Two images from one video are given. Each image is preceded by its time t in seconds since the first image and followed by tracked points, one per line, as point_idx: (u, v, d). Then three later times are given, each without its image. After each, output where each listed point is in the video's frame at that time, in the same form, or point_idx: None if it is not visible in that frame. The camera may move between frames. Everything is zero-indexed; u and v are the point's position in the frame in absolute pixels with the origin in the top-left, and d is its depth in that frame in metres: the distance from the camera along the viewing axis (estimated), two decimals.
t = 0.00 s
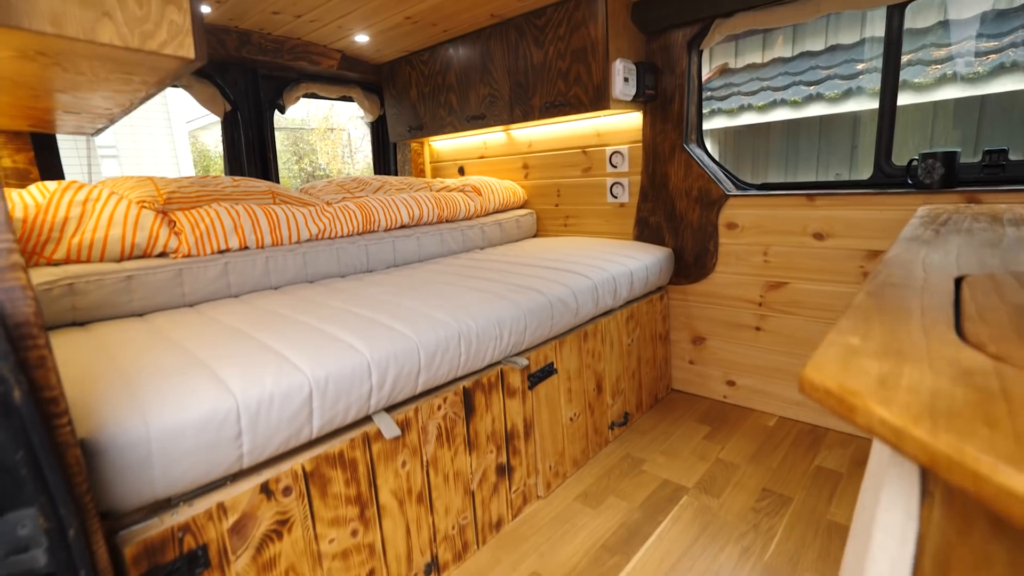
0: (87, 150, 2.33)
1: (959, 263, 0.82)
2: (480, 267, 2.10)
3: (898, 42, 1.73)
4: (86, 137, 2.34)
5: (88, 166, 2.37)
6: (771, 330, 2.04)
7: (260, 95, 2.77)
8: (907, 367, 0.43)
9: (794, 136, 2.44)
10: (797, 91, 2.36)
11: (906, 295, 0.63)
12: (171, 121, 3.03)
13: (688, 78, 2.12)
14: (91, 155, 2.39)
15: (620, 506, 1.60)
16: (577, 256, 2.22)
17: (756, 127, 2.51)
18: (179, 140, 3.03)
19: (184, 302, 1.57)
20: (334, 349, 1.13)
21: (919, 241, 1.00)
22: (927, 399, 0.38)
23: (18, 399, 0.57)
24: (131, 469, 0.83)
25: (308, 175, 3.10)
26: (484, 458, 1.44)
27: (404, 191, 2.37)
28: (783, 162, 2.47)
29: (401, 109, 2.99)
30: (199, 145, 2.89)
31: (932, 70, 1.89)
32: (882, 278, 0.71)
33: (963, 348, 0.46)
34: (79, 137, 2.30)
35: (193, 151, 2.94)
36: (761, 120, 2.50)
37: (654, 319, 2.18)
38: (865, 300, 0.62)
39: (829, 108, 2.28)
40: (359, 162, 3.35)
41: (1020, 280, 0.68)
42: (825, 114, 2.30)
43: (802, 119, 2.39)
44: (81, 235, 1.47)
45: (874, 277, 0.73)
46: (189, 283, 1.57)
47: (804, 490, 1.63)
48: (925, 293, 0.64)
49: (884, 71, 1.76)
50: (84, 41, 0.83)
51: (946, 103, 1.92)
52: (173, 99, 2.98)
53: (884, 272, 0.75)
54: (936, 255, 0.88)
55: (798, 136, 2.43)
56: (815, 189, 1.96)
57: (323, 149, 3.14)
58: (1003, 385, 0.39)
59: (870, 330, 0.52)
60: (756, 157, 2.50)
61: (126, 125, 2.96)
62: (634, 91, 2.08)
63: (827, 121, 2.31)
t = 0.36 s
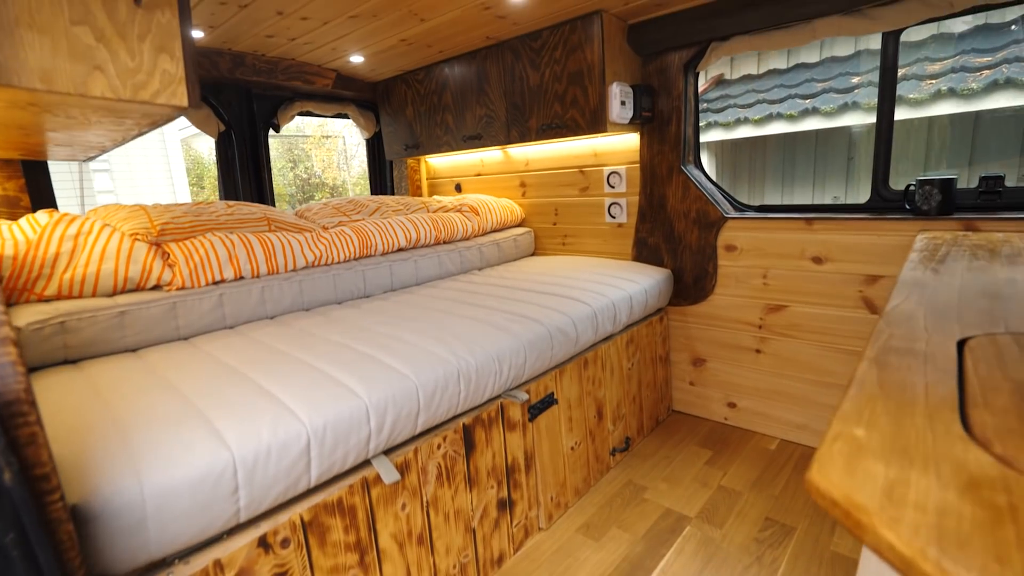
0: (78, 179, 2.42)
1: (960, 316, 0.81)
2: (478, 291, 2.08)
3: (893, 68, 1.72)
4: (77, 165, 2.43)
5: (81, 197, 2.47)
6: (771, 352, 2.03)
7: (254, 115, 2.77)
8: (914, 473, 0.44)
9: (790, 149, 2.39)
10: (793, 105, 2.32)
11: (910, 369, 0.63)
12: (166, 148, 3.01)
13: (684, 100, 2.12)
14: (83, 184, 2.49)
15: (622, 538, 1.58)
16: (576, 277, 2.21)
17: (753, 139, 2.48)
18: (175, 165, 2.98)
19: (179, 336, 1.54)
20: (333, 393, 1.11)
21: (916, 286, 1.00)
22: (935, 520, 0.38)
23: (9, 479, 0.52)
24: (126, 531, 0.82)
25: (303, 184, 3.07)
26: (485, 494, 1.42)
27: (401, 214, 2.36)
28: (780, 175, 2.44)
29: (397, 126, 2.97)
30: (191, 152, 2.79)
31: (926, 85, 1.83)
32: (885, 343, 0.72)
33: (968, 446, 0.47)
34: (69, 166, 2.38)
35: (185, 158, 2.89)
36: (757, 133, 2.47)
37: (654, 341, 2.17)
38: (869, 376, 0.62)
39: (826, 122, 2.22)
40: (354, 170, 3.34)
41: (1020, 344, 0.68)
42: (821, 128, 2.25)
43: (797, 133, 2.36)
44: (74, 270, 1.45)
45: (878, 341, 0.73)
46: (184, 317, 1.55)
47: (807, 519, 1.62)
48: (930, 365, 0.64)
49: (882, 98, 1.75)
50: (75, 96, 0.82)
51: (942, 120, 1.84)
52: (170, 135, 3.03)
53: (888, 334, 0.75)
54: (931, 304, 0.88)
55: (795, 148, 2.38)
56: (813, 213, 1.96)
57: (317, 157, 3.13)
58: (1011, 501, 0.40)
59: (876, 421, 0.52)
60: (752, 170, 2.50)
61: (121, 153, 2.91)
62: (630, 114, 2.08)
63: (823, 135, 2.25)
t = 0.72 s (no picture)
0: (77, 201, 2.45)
1: (953, 358, 0.81)
2: (478, 310, 2.08)
3: (889, 90, 1.73)
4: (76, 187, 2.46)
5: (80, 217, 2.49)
6: (773, 371, 2.03)
7: (253, 130, 2.78)
8: (900, 544, 0.44)
9: (791, 160, 2.32)
10: (793, 116, 2.26)
11: (903, 421, 0.63)
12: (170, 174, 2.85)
13: (683, 118, 2.13)
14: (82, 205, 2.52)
15: (624, 564, 1.57)
16: (577, 295, 2.21)
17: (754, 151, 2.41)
18: (176, 184, 2.82)
19: (178, 362, 1.54)
20: (333, 427, 1.11)
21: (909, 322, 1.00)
22: None
23: (15, 537, 0.47)
24: None
25: (302, 191, 3.06)
26: (486, 521, 1.41)
27: (401, 232, 2.36)
28: (780, 185, 2.36)
29: (397, 142, 2.98)
30: (190, 160, 2.72)
31: (925, 98, 1.78)
32: (877, 390, 0.72)
33: (952, 514, 0.47)
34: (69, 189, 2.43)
35: (184, 167, 2.78)
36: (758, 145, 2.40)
37: (655, 360, 2.17)
38: (860, 429, 0.62)
39: (826, 134, 2.17)
40: (354, 177, 3.32)
41: (1010, 392, 0.69)
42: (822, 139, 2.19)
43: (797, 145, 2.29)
44: (73, 298, 1.44)
45: (873, 388, 0.73)
46: (183, 343, 1.54)
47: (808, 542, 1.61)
48: (922, 416, 0.64)
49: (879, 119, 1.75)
50: (77, 141, 0.83)
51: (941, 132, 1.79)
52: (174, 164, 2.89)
53: (883, 379, 0.75)
54: (928, 345, 0.87)
55: (796, 160, 2.31)
56: (812, 232, 1.96)
57: (317, 163, 3.12)
58: None
59: (865, 482, 0.52)
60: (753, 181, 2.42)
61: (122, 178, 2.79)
62: (630, 134, 2.08)
63: (824, 146, 2.19)
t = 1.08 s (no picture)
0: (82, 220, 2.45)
1: (948, 391, 0.81)
2: (479, 326, 2.09)
3: (891, 106, 1.73)
4: (81, 206, 2.47)
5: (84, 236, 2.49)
6: (776, 387, 2.03)
7: (257, 144, 2.81)
8: None
9: (796, 171, 2.17)
10: (797, 126, 2.12)
11: (895, 461, 0.62)
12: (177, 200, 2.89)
13: (684, 134, 2.14)
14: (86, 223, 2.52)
15: None
16: (579, 309, 2.21)
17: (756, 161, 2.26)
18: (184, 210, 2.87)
19: (182, 382, 1.55)
20: (335, 451, 1.12)
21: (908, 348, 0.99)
22: None
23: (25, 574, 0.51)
24: None
25: (305, 198, 3.08)
26: (488, 542, 1.41)
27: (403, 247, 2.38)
28: (784, 197, 2.20)
29: (400, 155, 3.00)
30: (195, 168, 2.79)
31: (930, 109, 1.72)
32: (874, 426, 0.71)
33: (939, 562, 0.47)
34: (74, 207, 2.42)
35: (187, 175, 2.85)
36: (761, 155, 2.26)
37: (657, 375, 2.17)
38: (852, 469, 0.61)
39: (830, 145, 2.02)
40: (357, 181, 3.32)
41: (1008, 430, 0.68)
42: (826, 150, 2.04)
43: (802, 155, 2.13)
44: (80, 319, 1.46)
45: (869, 424, 0.72)
46: (188, 362, 1.56)
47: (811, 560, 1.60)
48: (915, 455, 0.63)
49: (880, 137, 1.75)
50: (88, 176, 0.85)
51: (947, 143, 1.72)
52: (181, 189, 2.93)
53: (879, 413, 0.74)
54: (925, 375, 0.87)
55: (801, 171, 2.15)
56: (814, 248, 1.97)
57: (319, 169, 3.15)
58: None
59: (855, 526, 0.52)
60: (756, 193, 2.27)
61: (129, 200, 2.80)
62: (631, 150, 2.09)
63: (829, 157, 2.03)
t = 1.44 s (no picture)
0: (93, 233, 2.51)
1: (950, 420, 0.80)
2: (483, 338, 2.09)
3: (897, 120, 1.73)
4: (93, 220, 2.54)
5: (94, 248, 2.55)
6: (782, 401, 2.01)
7: (265, 154, 2.84)
8: None
9: (804, 180, 2.08)
10: (805, 134, 2.04)
11: (892, 494, 0.62)
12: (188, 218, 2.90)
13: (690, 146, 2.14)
14: (97, 237, 2.58)
15: None
16: (583, 321, 2.21)
17: (763, 170, 2.18)
18: (194, 230, 2.91)
19: (189, 396, 1.57)
20: (338, 469, 1.12)
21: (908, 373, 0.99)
22: None
23: None
24: None
25: (312, 203, 3.09)
26: (491, 559, 1.41)
27: (408, 259, 2.40)
28: (793, 205, 2.12)
29: (405, 166, 3.02)
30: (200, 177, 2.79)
31: (939, 117, 1.69)
32: (872, 456, 0.71)
33: None
34: (86, 221, 2.49)
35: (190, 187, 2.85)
36: (768, 163, 2.17)
37: (662, 388, 2.16)
38: (849, 502, 0.61)
39: (838, 154, 1.95)
40: (365, 188, 3.35)
41: (1010, 462, 0.67)
42: (834, 159, 1.96)
43: (809, 164, 2.05)
44: (90, 335, 1.49)
45: (869, 453, 0.71)
46: (194, 377, 1.58)
47: None
48: (912, 487, 0.63)
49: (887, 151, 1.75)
50: (99, 203, 0.87)
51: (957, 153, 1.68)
52: (191, 210, 2.94)
53: (878, 442, 0.74)
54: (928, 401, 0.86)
55: (809, 178, 2.07)
56: (821, 261, 1.95)
57: (327, 173, 3.16)
58: None
59: (849, 563, 0.51)
60: (764, 201, 2.20)
61: (140, 217, 2.85)
62: (636, 162, 2.09)
63: (837, 167, 1.96)
